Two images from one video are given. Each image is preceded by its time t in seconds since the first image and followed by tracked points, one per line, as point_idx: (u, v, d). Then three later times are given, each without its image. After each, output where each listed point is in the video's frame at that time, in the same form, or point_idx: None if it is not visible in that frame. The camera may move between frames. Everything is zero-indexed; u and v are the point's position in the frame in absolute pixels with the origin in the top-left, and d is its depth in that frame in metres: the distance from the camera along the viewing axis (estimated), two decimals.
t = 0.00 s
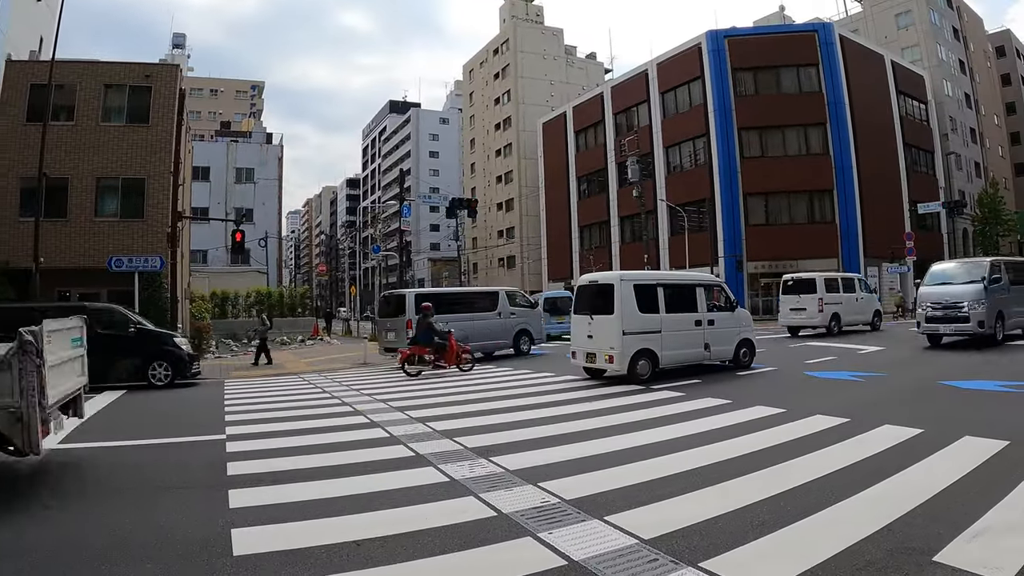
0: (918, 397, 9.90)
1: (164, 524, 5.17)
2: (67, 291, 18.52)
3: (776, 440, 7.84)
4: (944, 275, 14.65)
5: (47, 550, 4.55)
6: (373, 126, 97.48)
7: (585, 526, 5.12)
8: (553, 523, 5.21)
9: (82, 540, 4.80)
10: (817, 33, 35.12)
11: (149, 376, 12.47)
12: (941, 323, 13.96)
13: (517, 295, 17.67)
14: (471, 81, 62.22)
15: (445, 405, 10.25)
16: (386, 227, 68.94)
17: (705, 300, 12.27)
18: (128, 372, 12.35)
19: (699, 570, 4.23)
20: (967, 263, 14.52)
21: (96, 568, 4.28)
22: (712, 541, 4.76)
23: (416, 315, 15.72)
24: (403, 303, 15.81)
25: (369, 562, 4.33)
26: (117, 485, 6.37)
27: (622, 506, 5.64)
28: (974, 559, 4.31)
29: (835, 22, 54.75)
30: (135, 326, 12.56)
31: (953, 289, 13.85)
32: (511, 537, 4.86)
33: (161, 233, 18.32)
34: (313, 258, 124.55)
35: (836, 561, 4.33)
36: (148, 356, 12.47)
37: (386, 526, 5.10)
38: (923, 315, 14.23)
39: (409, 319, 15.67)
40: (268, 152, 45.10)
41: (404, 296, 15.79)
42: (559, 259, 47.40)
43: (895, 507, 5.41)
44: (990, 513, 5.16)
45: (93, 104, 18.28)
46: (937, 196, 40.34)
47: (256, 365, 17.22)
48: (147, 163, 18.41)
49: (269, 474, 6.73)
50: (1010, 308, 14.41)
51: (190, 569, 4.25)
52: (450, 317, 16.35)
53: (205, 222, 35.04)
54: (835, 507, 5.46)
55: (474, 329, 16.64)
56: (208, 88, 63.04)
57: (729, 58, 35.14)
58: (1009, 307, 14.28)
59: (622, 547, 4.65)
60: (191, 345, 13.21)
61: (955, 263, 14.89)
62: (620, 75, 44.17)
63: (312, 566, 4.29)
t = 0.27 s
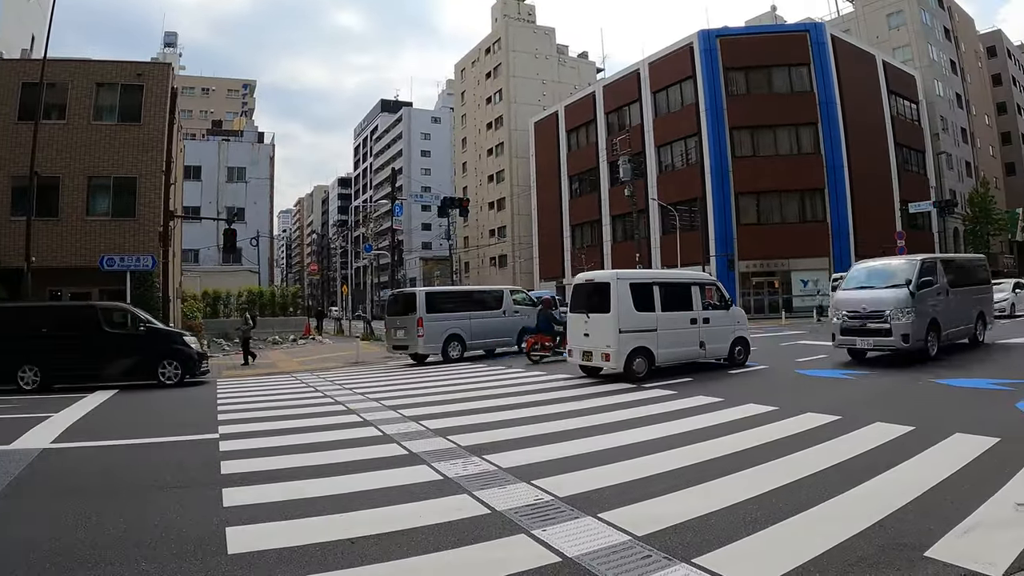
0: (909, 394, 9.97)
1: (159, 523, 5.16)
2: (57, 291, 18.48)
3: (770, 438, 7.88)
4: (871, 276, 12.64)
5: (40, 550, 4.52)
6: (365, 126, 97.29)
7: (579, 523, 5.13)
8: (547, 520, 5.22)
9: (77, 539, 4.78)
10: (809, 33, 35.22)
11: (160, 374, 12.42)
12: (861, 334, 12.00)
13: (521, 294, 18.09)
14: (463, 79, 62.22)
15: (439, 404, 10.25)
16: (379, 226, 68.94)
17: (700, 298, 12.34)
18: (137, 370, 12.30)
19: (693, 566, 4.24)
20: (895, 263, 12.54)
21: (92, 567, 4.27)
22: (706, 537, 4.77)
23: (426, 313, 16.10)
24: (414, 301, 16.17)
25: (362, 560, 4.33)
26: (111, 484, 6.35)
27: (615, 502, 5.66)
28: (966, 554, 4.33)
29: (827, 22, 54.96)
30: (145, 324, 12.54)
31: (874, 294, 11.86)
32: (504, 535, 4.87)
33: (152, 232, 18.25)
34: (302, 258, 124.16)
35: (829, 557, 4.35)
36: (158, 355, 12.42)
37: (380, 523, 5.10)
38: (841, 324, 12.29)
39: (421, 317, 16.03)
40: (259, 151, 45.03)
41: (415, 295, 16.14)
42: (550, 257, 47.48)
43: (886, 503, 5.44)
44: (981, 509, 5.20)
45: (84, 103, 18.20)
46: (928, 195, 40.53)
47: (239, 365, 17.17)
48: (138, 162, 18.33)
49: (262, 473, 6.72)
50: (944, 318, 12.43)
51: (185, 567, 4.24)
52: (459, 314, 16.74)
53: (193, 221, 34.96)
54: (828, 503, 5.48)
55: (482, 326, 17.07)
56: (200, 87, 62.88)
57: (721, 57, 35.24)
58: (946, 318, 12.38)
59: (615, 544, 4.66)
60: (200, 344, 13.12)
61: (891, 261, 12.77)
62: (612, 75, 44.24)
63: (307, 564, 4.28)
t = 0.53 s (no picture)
0: (902, 394, 10.01)
1: (154, 525, 5.13)
2: (49, 290, 18.38)
3: (763, 437, 7.90)
4: (764, 276, 10.58)
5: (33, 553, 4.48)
6: (358, 124, 97.06)
7: (573, 523, 5.13)
8: (541, 520, 5.21)
9: (70, 541, 4.75)
10: (800, 33, 35.24)
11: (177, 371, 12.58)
12: (736, 349, 10.13)
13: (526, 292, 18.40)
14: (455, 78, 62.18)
15: (432, 403, 10.25)
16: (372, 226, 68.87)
17: (698, 297, 12.39)
18: (152, 369, 12.37)
19: (689, 566, 4.24)
20: (795, 261, 10.40)
21: (84, 570, 4.22)
22: (700, 537, 4.76)
23: (440, 311, 16.35)
24: (426, 300, 16.37)
25: (358, 561, 4.31)
26: (106, 485, 6.32)
27: (611, 502, 5.65)
28: (961, 553, 4.35)
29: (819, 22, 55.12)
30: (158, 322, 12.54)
31: (757, 304, 9.85)
32: (500, 535, 4.86)
33: (143, 231, 18.20)
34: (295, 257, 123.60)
35: (824, 555, 4.36)
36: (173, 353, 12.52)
37: (374, 524, 5.08)
38: (719, 334, 10.36)
39: (434, 315, 16.26)
40: (251, 150, 44.99)
41: (428, 293, 16.37)
42: (542, 257, 47.56)
43: (881, 502, 5.45)
44: (975, 507, 5.22)
45: (75, 102, 18.11)
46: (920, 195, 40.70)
47: (224, 365, 17.10)
48: (130, 161, 18.27)
49: (255, 474, 6.68)
50: (851, 334, 10.36)
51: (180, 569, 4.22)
52: (469, 313, 16.98)
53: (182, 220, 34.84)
54: (823, 503, 5.48)
55: (490, 324, 17.39)
56: (192, 86, 62.69)
57: (713, 57, 35.29)
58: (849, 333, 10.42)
59: (610, 544, 4.66)
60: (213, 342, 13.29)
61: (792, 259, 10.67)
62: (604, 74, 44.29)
63: (302, 565, 4.27)
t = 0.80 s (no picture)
0: (895, 393, 10.06)
1: (150, 525, 5.11)
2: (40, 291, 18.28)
3: (758, 437, 7.91)
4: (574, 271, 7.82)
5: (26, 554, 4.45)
6: (350, 123, 96.80)
7: (569, 523, 5.12)
8: (537, 521, 5.21)
9: (64, 543, 4.72)
10: (794, 33, 35.30)
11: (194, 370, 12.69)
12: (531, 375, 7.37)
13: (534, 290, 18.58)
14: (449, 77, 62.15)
15: (426, 403, 10.23)
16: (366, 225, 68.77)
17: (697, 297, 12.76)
18: (170, 368, 12.44)
19: (686, 566, 4.24)
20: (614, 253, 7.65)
21: (79, 571, 4.20)
22: (696, 537, 4.77)
23: (456, 309, 16.47)
24: (442, 298, 16.46)
25: (353, 562, 4.30)
26: (101, 486, 6.30)
27: (606, 502, 5.64)
28: (957, 552, 4.37)
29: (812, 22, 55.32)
30: (175, 322, 12.57)
31: (551, 310, 7.09)
32: (496, 535, 4.85)
33: (136, 230, 18.16)
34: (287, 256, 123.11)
35: (821, 555, 4.36)
36: (190, 352, 12.64)
37: (370, 524, 5.06)
38: (513, 352, 7.55)
39: (450, 313, 16.39)
40: (243, 149, 44.95)
41: (444, 292, 16.46)
42: (535, 256, 47.65)
43: (876, 501, 5.48)
44: (970, 507, 5.24)
45: (68, 100, 18.06)
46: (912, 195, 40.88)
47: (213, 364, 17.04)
48: (122, 159, 18.23)
49: (250, 475, 6.66)
50: (684, 356, 7.43)
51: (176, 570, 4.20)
52: (481, 311, 17.11)
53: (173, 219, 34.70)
54: (819, 502, 5.49)
55: (502, 322, 17.57)
56: (185, 85, 62.56)
57: (706, 57, 35.37)
58: (691, 357, 7.50)
59: (606, 544, 4.66)
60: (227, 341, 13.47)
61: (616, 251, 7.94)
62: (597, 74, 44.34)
63: (299, 566, 4.25)
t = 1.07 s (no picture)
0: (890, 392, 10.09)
1: (145, 527, 5.09)
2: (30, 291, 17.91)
3: (754, 436, 7.93)
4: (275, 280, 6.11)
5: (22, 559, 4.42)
6: (344, 123, 96.62)
7: (566, 523, 5.13)
8: (533, 520, 5.21)
9: (60, 544, 4.72)
10: (787, 33, 35.38)
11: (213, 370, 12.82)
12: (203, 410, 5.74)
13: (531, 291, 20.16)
14: (442, 77, 62.11)
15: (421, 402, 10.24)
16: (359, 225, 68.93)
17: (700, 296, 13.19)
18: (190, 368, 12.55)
19: (683, 566, 4.24)
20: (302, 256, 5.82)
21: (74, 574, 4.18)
22: (693, 537, 4.77)
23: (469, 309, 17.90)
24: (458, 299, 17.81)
25: (351, 563, 4.30)
26: (96, 487, 6.28)
27: (601, 503, 5.65)
28: (952, 551, 4.38)
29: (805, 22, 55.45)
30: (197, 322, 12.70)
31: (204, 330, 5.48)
32: (493, 536, 4.85)
33: (128, 230, 18.08)
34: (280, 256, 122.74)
35: (818, 555, 4.37)
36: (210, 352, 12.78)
37: (367, 525, 5.06)
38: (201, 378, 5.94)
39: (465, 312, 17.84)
40: (236, 149, 44.89)
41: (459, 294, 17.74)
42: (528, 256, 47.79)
43: (872, 500, 5.50)
44: (965, 507, 5.24)
45: (61, 99, 17.98)
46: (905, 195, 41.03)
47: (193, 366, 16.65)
48: (115, 159, 18.16)
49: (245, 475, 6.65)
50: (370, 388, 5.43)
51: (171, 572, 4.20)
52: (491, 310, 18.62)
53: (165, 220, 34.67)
54: (816, 502, 5.50)
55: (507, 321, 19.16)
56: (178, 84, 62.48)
57: (699, 58, 35.45)
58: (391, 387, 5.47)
59: (604, 544, 4.66)
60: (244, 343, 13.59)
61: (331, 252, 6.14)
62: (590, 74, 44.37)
63: (294, 567, 4.23)
